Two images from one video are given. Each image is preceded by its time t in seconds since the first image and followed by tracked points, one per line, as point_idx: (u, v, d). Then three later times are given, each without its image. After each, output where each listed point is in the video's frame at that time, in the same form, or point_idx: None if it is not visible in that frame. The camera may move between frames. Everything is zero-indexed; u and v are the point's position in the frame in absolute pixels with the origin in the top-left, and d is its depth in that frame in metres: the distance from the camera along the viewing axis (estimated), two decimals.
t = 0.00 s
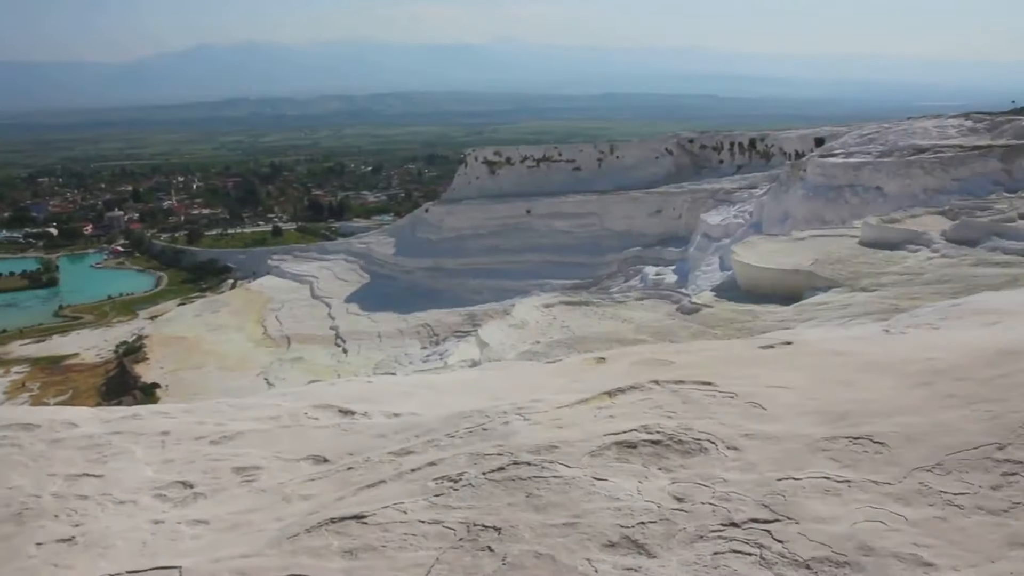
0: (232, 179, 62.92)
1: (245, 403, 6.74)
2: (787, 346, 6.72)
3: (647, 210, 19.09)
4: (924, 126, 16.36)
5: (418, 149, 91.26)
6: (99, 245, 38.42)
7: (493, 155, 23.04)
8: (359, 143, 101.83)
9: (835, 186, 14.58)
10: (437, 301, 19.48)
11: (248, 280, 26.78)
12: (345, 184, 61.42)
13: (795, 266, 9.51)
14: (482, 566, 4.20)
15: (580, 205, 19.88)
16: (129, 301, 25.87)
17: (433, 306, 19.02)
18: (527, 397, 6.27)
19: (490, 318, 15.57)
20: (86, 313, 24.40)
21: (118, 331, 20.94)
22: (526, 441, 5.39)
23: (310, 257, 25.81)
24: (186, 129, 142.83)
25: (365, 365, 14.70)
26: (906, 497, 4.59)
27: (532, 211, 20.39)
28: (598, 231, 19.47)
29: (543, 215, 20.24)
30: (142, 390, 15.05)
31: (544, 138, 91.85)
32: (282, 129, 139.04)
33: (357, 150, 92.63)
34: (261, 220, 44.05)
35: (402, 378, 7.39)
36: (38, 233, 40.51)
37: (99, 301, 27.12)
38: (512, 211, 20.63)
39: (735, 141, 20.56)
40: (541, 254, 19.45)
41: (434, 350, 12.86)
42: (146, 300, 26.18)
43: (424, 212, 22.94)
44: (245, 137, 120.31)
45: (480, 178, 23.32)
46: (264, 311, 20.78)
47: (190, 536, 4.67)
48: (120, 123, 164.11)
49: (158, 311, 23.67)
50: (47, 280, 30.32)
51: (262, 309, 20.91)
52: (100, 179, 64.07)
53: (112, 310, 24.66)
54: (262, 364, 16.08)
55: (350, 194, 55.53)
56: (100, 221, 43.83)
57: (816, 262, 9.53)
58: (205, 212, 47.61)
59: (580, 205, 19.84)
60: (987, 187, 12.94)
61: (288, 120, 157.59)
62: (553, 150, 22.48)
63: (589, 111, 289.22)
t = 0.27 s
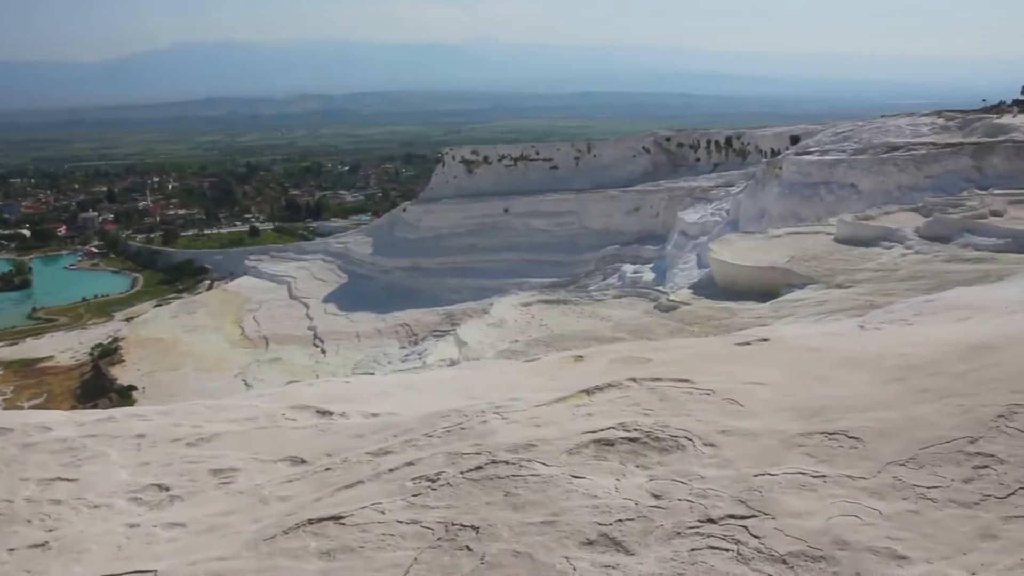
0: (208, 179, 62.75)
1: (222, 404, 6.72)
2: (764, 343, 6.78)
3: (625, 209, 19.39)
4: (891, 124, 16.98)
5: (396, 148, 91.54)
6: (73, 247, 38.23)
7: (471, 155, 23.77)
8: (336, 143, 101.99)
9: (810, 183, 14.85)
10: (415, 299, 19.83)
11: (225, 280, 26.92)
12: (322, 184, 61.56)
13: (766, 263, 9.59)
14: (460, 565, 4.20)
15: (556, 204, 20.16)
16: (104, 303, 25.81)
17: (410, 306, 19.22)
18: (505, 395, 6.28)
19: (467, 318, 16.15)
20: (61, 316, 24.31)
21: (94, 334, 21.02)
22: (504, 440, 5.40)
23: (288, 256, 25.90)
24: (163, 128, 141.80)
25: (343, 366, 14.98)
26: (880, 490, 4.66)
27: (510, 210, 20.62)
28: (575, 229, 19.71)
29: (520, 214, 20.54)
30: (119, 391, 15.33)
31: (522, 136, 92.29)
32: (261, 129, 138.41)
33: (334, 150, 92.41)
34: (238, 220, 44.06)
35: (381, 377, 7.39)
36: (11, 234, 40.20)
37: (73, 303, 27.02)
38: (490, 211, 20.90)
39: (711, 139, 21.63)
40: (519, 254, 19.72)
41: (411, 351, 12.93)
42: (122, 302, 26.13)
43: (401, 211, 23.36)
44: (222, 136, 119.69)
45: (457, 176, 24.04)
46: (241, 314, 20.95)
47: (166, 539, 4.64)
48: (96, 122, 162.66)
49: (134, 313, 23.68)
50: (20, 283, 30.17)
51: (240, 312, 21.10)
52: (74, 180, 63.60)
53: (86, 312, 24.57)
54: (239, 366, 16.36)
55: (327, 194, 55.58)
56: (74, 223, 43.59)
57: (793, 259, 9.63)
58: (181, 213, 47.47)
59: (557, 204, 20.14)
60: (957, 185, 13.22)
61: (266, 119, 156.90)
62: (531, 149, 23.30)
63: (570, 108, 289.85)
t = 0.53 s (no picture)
0: (179, 179, 62.38)
1: (196, 406, 6.69)
2: (737, 339, 6.84)
3: (600, 206, 20.18)
4: (860, 123, 17.75)
5: (371, 148, 91.54)
6: (43, 248, 37.95)
7: (446, 154, 24.39)
8: (311, 143, 101.74)
9: (783, 181, 15.58)
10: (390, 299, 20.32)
11: (199, 281, 26.94)
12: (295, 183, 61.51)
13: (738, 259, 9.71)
14: (435, 565, 4.21)
15: (531, 202, 20.89)
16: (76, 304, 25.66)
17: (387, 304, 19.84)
18: (480, 394, 6.29)
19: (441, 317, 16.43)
20: (31, 317, 24.13)
21: (64, 337, 20.85)
22: (480, 439, 5.41)
23: (261, 258, 25.98)
24: (137, 127, 140.61)
25: (317, 367, 15.04)
26: (853, 484, 4.71)
27: (485, 208, 21.38)
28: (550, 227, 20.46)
29: (495, 212, 21.26)
30: (92, 393, 15.36)
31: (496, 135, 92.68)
32: (237, 127, 137.62)
33: (307, 149, 92.22)
34: (211, 220, 43.97)
35: (356, 377, 7.38)
36: None
37: (45, 304, 26.84)
38: (465, 209, 21.62)
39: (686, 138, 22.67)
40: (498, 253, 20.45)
41: (387, 351, 12.99)
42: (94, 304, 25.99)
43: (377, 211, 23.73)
44: (196, 135, 118.86)
45: (432, 175, 24.64)
46: (215, 315, 20.98)
47: (138, 543, 4.61)
48: (68, 121, 160.70)
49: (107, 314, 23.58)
50: None
51: (213, 313, 21.17)
52: (44, 181, 62.99)
53: (58, 313, 24.39)
54: (212, 368, 16.46)
55: (301, 194, 55.65)
56: (44, 224, 43.25)
57: (766, 256, 9.72)
58: (153, 213, 47.24)
59: (532, 202, 20.90)
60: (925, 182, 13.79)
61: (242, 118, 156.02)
62: (506, 148, 24.08)
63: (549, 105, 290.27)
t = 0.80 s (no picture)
0: (151, 179, 62.07)
1: (168, 408, 6.65)
2: (712, 336, 6.89)
3: (575, 205, 20.82)
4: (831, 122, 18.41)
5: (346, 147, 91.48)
6: (13, 250, 37.70)
7: (421, 153, 24.54)
8: (283, 142, 101.24)
9: (757, 179, 15.96)
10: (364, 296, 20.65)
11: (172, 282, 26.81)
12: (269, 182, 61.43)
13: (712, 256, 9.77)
14: (411, 565, 4.20)
15: (507, 201, 21.62)
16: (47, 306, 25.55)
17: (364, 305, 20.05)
18: (456, 394, 6.29)
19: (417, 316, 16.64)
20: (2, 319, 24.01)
21: (35, 340, 20.69)
22: (455, 438, 5.42)
23: (235, 258, 25.87)
24: (110, 127, 139.54)
25: (292, 368, 15.26)
26: (825, 479, 4.76)
27: (460, 207, 21.87)
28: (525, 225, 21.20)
29: (470, 212, 21.76)
30: (63, 396, 15.42)
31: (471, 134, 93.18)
32: (212, 126, 136.92)
33: (281, 148, 92.16)
34: (185, 221, 43.76)
35: (331, 377, 7.36)
36: None
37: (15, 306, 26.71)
38: (440, 209, 22.09)
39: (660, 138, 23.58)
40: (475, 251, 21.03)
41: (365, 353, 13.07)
42: (66, 305, 25.87)
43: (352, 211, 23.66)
44: (169, 135, 118.18)
45: (407, 174, 24.64)
46: (190, 315, 20.96)
47: (110, 548, 4.57)
48: (40, 120, 159.10)
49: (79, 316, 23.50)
50: None
51: (188, 313, 21.10)
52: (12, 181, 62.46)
53: (29, 315, 24.25)
54: (185, 369, 16.60)
55: (275, 194, 55.76)
56: (14, 226, 42.96)
57: (740, 253, 9.78)
58: (125, 214, 47.06)
59: (507, 202, 21.51)
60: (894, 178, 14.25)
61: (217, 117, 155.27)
62: (480, 147, 24.43)
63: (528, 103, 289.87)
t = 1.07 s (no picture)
0: (122, 179, 61.90)
1: (141, 411, 6.62)
2: (687, 334, 6.95)
3: (551, 204, 21.36)
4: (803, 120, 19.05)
5: (319, 147, 91.50)
6: None
7: (396, 152, 24.92)
8: (256, 142, 100.90)
9: (731, 177, 16.41)
10: (339, 296, 21.07)
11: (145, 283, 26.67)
12: (242, 184, 61.58)
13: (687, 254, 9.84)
14: (387, 565, 4.19)
15: (482, 200, 22.01)
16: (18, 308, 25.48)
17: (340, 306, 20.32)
18: (431, 393, 6.28)
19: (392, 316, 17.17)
20: None
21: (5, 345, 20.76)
22: (431, 438, 5.41)
23: (208, 259, 25.72)
24: (83, 126, 138.56)
25: (269, 369, 15.68)
26: (799, 475, 4.80)
27: (436, 207, 22.23)
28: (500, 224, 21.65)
29: (447, 211, 22.16)
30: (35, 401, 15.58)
31: (445, 133, 93.90)
32: (188, 125, 136.39)
33: (255, 148, 92.20)
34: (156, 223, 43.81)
35: (306, 378, 7.35)
36: None
37: None
38: (416, 207, 22.42)
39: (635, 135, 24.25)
40: (451, 250, 21.44)
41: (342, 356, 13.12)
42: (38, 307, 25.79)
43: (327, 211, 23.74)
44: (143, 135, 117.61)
45: (382, 173, 25.04)
46: (163, 317, 21.09)
47: (81, 553, 4.52)
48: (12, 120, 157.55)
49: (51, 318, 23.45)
50: None
51: (161, 315, 21.25)
52: None
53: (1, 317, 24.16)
54: (159, 372, 16.81)
55: (248, 194, 56.03)
56: None
57: (715, 251, 9.85)
58: (96, 215, 46.98)
59: (483, 201, 21.97)
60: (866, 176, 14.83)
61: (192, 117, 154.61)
62: (456, 146, 24.85)
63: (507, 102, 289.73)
